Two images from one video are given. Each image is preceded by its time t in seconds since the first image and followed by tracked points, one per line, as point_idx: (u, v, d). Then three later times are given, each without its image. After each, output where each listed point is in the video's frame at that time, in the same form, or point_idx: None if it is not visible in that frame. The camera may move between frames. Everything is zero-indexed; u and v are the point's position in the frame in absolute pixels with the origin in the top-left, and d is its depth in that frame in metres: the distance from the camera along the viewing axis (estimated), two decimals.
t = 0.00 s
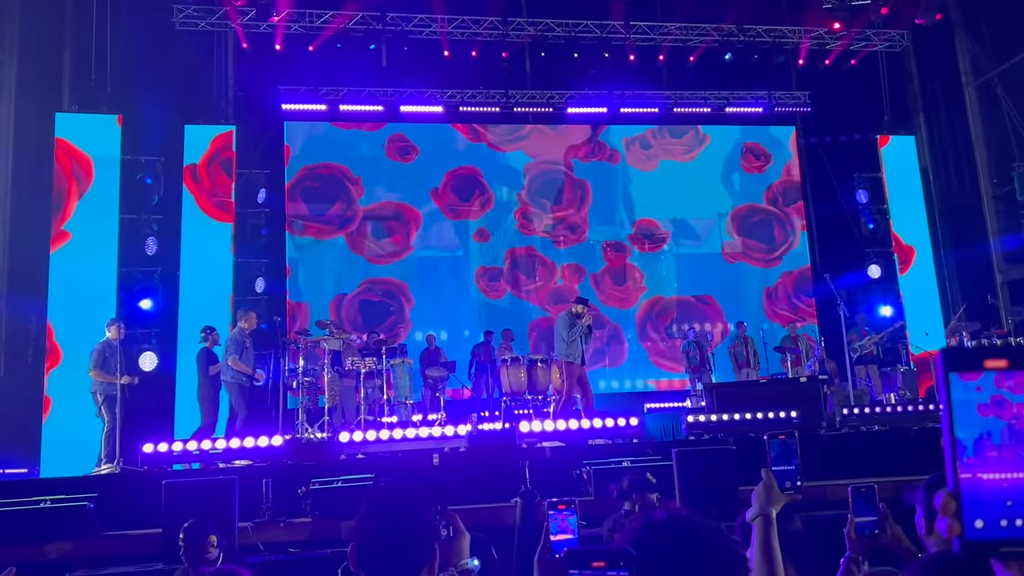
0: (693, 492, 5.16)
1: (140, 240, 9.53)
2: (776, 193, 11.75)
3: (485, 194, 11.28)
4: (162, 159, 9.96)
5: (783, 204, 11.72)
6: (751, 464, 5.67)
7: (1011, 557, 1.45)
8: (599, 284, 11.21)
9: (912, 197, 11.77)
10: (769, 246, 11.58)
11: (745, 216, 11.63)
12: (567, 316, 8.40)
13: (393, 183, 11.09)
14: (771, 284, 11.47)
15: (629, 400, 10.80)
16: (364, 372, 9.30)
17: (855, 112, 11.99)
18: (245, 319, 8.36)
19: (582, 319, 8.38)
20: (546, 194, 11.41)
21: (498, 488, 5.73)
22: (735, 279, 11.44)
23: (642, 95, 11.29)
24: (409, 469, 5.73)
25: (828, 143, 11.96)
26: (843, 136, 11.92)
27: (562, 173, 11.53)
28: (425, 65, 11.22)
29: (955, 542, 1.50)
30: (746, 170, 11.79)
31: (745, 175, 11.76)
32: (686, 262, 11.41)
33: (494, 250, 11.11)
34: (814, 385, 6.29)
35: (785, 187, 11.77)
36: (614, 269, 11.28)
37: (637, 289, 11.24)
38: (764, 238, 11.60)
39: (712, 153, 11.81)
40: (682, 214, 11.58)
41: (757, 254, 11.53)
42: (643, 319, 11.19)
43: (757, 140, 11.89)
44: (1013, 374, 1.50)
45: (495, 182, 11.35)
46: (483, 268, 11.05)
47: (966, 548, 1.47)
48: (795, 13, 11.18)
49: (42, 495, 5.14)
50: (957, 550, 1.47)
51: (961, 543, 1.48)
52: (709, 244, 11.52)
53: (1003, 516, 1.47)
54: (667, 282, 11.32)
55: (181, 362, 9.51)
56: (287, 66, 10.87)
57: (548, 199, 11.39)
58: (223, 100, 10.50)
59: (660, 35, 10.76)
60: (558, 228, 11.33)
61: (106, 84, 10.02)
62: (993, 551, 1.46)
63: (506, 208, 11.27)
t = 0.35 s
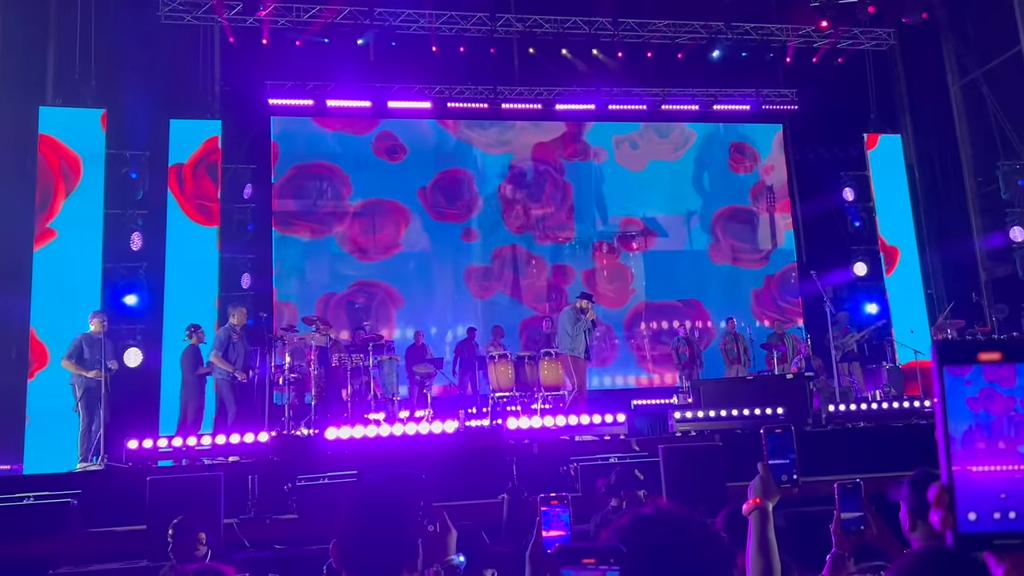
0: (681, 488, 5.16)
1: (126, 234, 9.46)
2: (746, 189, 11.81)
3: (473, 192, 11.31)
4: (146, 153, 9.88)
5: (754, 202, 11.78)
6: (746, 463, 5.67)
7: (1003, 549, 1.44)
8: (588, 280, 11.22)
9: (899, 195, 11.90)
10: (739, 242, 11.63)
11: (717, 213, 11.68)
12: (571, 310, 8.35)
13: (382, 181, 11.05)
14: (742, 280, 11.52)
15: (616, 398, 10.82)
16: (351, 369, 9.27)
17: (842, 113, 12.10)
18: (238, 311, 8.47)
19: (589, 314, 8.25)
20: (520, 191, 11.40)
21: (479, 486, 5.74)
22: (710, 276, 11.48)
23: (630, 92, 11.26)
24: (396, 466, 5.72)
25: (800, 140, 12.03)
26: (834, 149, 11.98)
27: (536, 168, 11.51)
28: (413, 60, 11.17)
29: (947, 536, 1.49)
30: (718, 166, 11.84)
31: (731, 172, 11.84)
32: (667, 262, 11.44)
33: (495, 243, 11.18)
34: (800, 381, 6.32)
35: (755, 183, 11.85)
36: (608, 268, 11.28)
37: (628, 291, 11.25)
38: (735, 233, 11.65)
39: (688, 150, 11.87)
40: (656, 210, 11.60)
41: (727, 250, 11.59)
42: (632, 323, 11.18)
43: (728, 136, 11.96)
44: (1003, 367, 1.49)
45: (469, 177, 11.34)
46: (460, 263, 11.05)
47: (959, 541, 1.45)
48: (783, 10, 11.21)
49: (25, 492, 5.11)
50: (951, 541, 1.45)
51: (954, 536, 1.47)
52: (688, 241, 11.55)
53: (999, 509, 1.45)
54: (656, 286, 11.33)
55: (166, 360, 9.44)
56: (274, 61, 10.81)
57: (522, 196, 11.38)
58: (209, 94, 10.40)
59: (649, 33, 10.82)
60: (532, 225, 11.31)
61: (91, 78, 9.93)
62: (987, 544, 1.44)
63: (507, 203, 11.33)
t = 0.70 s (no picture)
0: (666, 482, 5.18)
1: (111, 230, 9.40)
2: (700, 186, 11.79)
3: (461, 188, 11.27)
4: (132, 148, 9.78)
5: (709, 200, 11.77)
6: (736, 460, 5.71)
7: (1004, 546, 1.37)
8: (578, 277, 11.26)
9: (886, 198, 12.08)
10: (695, 240, 11.62)
11: (674, 210, 11.66)
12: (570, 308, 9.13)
13: (370, 179, 11.01)
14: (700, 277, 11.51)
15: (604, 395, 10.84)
16: (338, 366, 9.22)
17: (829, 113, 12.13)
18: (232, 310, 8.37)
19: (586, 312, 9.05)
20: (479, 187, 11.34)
21: (466, 484, 5.76)
22: (668, 273, 11.45)
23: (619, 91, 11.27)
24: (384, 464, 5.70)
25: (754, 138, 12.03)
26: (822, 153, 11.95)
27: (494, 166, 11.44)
28: (401, 57, 11.13)
29: (948, 536, 1.41)
30: (675, 164, 11.83)
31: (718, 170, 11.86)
32: (654, 260, 11.48)
33: (490, 238, 11.19)
34: (786, 379, 6.35)
35: (709, 181, 11.82)
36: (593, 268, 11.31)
37: (617, 291, 11.27)
38: (691, 231, 11.63)
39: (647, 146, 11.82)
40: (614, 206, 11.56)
41: (682, 247, 11.57)
42: (621, 319, 11.21)
43: (683, 133, 11.93)
44: (999, 364, 1.43)
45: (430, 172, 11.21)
46: (420, 258, 10.95)
47: (959, 538, 1.38)
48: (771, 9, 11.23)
49: (7, 490, 5.06)
50: (952, 537, 1.38)
51: (954, 533, 1.40)
52: (656, 241, 11.55)
53: (1000, 506, 1.39)
54: (643, 284, 11.37)
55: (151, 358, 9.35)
56: (262, 57, 10.73)
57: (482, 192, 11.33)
58: (196, 89, 10.31)
59: (638, 31, 10.78)
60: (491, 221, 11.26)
61: (75, 72, 9.84)
62: (989, 540, 1.37)
63: (505, 196, 11.37)
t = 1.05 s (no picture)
0: (655, 479, 5.18)
1: (95, 227, 9.48)
2: (651, 186, 11.83)
3: (445, 186, 11.25)
4: (117, 144, 9.72)
5: (661, 199, 11.81)
6: (725, 457, 5.75)
7: (1004, 540, 1.42)
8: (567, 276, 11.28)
9: (871, 199, 12.03)
10: (650, 236, 11.65)
11: (631, 209, 11.70)
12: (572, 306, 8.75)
13: (358, 176, 10.96)
14: (657, 275, 11.58)
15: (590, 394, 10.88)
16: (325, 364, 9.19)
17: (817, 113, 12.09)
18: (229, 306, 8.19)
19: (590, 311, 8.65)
20: (435, 186, 11.21)
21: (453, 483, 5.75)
22: (624, 271, 11.48)
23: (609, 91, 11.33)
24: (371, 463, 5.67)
25: (711, 141, 12.03)
26: (810, 157, 11.98)
27: (461, 165, 11.35)
28: (390, 55, 11.10)
29: (948, 529, 1.45)
30: (628, 164, 11.82)
31: (703, 170, 11.96)
32: (640, 260, 11.56)
33: (474, 236, 11.24)
34: (772, 378, 6.40)
35: (663, 179, 11.86)
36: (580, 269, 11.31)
37: (603, 290, 11.30)
38: (644, 227, 11.66)
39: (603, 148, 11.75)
40: (572, 206, 11.54)
41: (638, 245, 11.58)
42: (607, 317, 11.26)
43: (638, 134, 11.91)
44: (997, 359, 1.46)
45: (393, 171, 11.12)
46: (383, 254, 10.81)
47: (960, 532, 1.43)
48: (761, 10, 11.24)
49: None
50: (953, 531, 1.42)
51: (954, 528, 1.44)
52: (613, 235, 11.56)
53: (999, 500, 1.43)
54: (629, 283, 11.44)
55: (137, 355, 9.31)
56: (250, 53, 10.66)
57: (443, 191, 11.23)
58: (183, 85, 10.22)
59: (627, 31, 10.80)
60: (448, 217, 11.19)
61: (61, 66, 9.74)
62: (988, 535, 1.42)
63: (488, 195, 11.36)
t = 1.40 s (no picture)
0: (638, 480, 5.19)
1: (79, 224, 9.39)
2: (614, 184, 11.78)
3: (431, 185, 11.25)
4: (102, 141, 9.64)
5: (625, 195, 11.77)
6: (710, 458, 5.77)
7: (987, 544, 1.42)
8: (554, 276, 11.34)
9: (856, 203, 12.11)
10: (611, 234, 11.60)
11: (602, 212, 11.66)
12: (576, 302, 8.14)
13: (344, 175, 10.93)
14: (631, 278, 11.57)
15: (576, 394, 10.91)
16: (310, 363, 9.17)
17: (802, 116, 12.24)
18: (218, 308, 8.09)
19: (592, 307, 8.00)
20: (403, 187, 11.13)
21: (438, 484, 5.73)
22: (592, 272, 11.47)
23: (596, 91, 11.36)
24: (357, 463, 5.67)
25: (697, 143, 12.02)
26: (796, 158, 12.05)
27: (447, 164, 11.35)
28: (378, 54, 11.11)
29: (931, 533, 1.45)
30: (590, 166, 11.75)
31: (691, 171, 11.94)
32: (628, 260, 11.58)
33: (458, 242, 11.16)
34: (757, 379, 6.42)
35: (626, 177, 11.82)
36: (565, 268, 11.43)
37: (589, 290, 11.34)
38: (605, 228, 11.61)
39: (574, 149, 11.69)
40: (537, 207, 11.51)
41: (605, 250, 11.57)
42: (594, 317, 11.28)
43: (599, 134, 11.84)
44: (984, 364, 1.48)
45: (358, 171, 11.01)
46: (345, 257, 10.73)
47: (944, 536, 1.42)
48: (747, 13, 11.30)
49: None
50: (937, 535, 1.42)
51: (939, 532, 1.44)
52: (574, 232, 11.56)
53: (983, 504, 1.44)
54: (614, 283, 11.47)
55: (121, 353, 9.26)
56: (236, 51, 10.62)
57: (422, 192, 11.17)
58: (168, 82, 10.18)
59: (614, 32, 10.82)
60: (413, 219, 11.09)
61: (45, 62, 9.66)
62: (972, 539, 1.42)
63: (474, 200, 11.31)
